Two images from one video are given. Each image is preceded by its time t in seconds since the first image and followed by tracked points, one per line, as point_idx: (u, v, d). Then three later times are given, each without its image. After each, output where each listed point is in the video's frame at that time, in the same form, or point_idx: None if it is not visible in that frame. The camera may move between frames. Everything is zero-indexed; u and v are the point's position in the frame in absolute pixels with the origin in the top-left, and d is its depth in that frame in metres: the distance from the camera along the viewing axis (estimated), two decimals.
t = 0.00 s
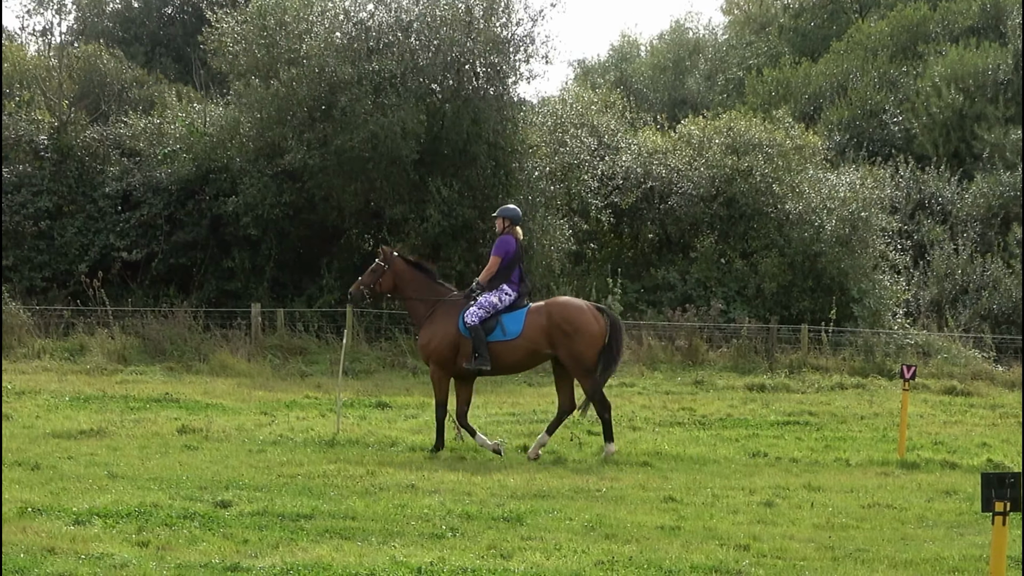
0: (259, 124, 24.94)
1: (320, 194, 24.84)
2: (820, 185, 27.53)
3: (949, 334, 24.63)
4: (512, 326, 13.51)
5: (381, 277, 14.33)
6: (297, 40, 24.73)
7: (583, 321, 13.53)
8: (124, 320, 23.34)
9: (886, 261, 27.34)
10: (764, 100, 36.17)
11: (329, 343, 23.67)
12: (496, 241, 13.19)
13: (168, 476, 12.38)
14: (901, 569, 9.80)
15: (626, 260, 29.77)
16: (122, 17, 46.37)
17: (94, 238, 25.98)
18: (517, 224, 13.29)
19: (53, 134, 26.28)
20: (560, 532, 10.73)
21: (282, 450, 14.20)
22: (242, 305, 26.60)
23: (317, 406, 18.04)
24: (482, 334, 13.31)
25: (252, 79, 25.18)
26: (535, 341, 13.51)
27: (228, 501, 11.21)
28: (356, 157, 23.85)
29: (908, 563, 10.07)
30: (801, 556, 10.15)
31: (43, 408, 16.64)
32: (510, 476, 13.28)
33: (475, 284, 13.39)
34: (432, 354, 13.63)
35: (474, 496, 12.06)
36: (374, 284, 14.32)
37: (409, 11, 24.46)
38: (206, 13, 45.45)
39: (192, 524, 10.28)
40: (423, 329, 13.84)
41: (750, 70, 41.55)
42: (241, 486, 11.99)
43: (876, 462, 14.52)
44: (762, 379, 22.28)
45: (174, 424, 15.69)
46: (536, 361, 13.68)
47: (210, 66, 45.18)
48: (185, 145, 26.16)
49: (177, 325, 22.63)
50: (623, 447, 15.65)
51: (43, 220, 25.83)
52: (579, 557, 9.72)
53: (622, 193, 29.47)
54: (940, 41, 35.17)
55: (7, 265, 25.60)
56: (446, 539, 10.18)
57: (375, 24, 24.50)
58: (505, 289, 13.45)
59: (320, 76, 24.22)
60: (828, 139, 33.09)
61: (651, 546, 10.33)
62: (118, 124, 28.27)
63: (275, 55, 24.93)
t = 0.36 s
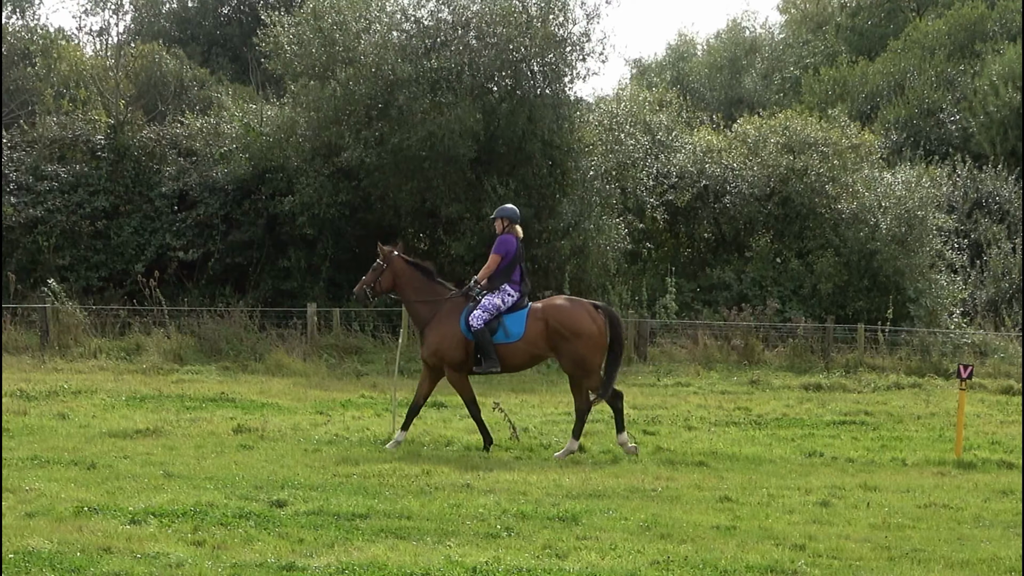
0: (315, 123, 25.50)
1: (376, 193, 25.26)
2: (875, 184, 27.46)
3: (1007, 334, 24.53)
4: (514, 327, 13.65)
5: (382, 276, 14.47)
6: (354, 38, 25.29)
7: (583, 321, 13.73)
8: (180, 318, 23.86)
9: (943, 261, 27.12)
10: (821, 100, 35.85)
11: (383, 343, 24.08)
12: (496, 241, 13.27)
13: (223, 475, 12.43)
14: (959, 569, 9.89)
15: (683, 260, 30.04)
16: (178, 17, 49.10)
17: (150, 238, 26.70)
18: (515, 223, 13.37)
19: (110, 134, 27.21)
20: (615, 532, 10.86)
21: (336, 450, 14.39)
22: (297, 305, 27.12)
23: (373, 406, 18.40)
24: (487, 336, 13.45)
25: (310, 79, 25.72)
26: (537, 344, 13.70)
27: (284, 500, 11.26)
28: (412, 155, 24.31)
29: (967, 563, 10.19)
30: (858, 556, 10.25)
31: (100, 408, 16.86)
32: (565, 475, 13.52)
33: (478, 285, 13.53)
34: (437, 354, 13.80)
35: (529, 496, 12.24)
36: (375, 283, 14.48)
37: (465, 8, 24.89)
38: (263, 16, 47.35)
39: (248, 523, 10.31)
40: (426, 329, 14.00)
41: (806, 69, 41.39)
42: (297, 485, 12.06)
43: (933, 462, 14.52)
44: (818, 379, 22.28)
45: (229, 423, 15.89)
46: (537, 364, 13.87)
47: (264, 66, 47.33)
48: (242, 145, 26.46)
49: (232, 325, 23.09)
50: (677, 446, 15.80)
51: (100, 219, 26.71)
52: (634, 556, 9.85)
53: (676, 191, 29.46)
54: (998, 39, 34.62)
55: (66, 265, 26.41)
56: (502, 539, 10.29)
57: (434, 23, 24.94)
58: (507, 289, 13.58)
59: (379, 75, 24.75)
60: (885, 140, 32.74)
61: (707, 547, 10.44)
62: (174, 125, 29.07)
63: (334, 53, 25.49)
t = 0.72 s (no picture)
0: (368, 122, 25.84)
1: (428, 193, 25.65)
2: (928, 182, 27.31)
3: None
4: (511, 326, 13.92)
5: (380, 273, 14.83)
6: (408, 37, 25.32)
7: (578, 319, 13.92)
8: (231, 318, 24.33)
9: (996, 259, 27.48)
10: (873, 99, 35.74)
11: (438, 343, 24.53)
12: (493, 237, 13.57)
13: (275, 474, 12.63)
14: (1012, 570, 10.04)
15: (736, 258, 30.14)
16: (230, 17, 49.97)
17: (203, 238, 27.38)
18: (512, 219, 13.66)
19: (163, 134, 27.90)
20: (667, 532, 11.01)
21: (387, 450, 14.64)
22: (351, 303, 27.60)
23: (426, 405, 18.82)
24: (484, 333, 13.79)
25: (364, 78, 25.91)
26: (532, 341, 13.94)
27: (335, 500, 11.43)
28: (464, 153, 24.53)
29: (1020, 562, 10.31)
30: (910, 556, 10.39)
31: (153, 409, 17.09)
32: (617, 475, 13.74)
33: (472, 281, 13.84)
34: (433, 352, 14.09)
35: (580, 495, 12.48)
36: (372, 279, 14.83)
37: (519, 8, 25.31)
38: (315, 15, 48.24)
39: (301, 523, 10.44)
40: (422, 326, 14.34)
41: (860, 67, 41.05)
42: (349, 485, 12.23)
43: (986, 462, 14.61)
44: (871, 378, 22.30)
45: (282, 423, 16.15)
46: (532, 361, 14.15)
47: (319, 67, 48.40)
48: (296, 145, 27.03)
49: (284, 325, 23.59)
50: (730, 446, 15.95)
51: (153, 218, 27.46)
52: (685, 557, 10.00)
53: (729, 190, 29.61)
54: None
55: (119, 265, 27.14)
56: (553, 538, 10.46)
57: (486, 21, 25.40)
58: (505, 286, 13.82)
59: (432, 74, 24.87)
60: (937, 137, 33.05)
61: (759, 547, 10.59)
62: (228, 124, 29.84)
63: (387, 50, 25.52)
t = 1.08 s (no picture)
0: (423, 119, 26.21)
1: (482, 191, 26.23)
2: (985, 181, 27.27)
3: None
4: (508, 320, 14.23)
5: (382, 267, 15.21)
6: (463, 35, 25.73)
7: (577, 311, 14.15)
8: (287, 317, 24.94)
9: None
10: (930, 97, 35.41)
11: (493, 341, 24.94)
12: (493, 233, 13.77)
13: (330, 474, 12.76)
14: None
15: (791, 257, 30.23)
16: (286, 16, 50.86)
17: (258, 237, 27.92)
18: (511, 216, 13.87)
19: (219, 134, 28.60)
20: (722, 532, 11.17)
21: (442, 449, 14.95)
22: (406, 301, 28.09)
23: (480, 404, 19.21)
24: (480, 328, 14.08)
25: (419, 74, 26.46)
26: (533, 332, 14.24)
27: (389, 498, 11.62)
28: (516, 150, 25.08)
29: None
30: (966, 556, 10.54)
31: (209, 409, 17.29)
32: (673, 475, 13.96)
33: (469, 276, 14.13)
34: (428, 346, 14.40)
35: (635, 494, 12.71)
36: (375, 274, 15.20)
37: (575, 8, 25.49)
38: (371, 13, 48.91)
39: (355, 522, 10.61)
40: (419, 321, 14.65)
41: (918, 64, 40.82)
42: (404, 484, 12.45)
43: None
44: (927, 377, 22.30)
45: (338, 421, 16.56)
46: (534, 351, 14.41)
47: (375, 65, 49.11)
48: (352, 145, 27.66)
49: (340, 324, 24.13)
50: (786, 445, 16.14)
51: (209, 218, 28.02)
52: (741, 557, 10.14)
53: (785, 189, 29.76)
54: None
55: (175, 264, 27.80)
56: (610, 538, 10.64)
57: (540, 19, 25.82)
58: (501, 280, 14.10)
59: (485, 73, 25.46)
60: (997, 135, 32.59)
61: (814, 546, 10.76)
62: (283, 123, 30.40)
63: (441, 49, 26.07)
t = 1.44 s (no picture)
0: (479, 119, 26.73)
1: (538, 191, 26.66)
2: None
3: None
4: (514, 316, 14.55)
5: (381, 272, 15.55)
6: (517, 34, 26.21)
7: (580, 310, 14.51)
8: (342, 316, 25.55)
9: None
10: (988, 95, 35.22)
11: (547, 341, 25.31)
12: (493, 232, 14.18)
13: (385, 472, 13.07)
14: None
15: (848, 256, 30.28)
16: (342, 16, 51.96)
17: (315, 235, 28.36)
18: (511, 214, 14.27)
19: (275, 133, 29.13)
20: (777, 531, 11.36)
21: (496, 448, 15.31)
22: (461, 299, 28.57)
23: (534, 403, 19.56)
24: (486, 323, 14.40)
25: (473, 73, 26.94)
26: (537, 332, 14.54)
27: (444, 497, 11.86)
28: (571, 150, 25.48)
29: None
30: (1021, 556, 10.72)
31: (263, 408, 17.75)
32: (727, 474, 14.22)
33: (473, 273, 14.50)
34: (436, 343, 14.74)
35: (691, 493, 12.96)
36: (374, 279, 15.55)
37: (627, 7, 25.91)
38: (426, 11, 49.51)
39: (410, 520, 10.73)
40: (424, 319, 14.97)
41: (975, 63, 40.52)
42: (459, 482, 12.74)
43: None
44: (984, 376, 22.30)
45: (393, 420, 17.04)
46: (536, 351, 14.69)
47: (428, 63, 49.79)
48: (407, 143, 28.11)
49: (394, 322, 24.84)
50: (842, 444, 16.34)
51: (265, 216, 28.61)
52: (797, 555, 10.33)
53: (839, 189, 30.07)
54: None
55: (230, 263, 28.37)
56: (665, 537, 10.87)
57: (594, 20, 26.27)
58: (509, 279, 14.49)
59: (542, 71, 25.81)
60: None
61: (868, 545, 10.96)
62: (338, 122, 31.26)
63: (496, 47, 26.53)
